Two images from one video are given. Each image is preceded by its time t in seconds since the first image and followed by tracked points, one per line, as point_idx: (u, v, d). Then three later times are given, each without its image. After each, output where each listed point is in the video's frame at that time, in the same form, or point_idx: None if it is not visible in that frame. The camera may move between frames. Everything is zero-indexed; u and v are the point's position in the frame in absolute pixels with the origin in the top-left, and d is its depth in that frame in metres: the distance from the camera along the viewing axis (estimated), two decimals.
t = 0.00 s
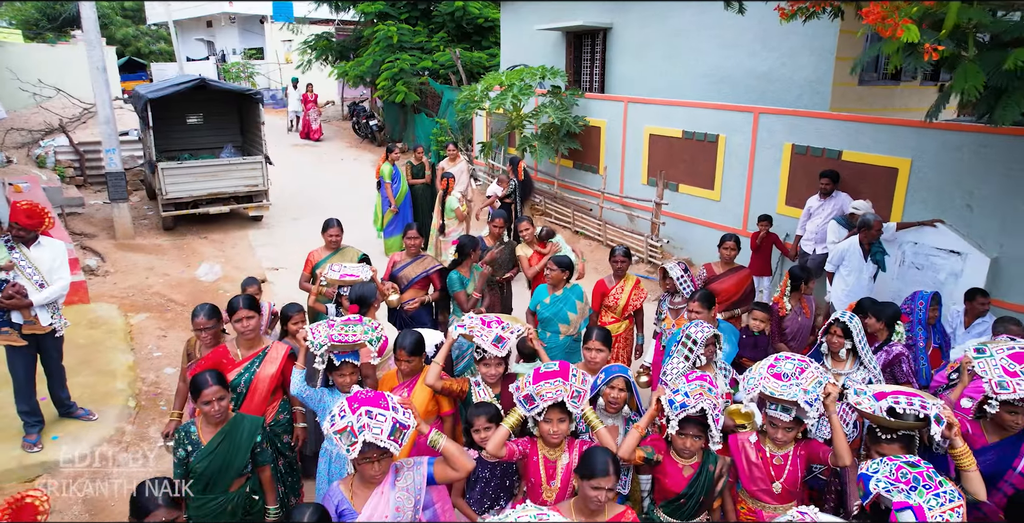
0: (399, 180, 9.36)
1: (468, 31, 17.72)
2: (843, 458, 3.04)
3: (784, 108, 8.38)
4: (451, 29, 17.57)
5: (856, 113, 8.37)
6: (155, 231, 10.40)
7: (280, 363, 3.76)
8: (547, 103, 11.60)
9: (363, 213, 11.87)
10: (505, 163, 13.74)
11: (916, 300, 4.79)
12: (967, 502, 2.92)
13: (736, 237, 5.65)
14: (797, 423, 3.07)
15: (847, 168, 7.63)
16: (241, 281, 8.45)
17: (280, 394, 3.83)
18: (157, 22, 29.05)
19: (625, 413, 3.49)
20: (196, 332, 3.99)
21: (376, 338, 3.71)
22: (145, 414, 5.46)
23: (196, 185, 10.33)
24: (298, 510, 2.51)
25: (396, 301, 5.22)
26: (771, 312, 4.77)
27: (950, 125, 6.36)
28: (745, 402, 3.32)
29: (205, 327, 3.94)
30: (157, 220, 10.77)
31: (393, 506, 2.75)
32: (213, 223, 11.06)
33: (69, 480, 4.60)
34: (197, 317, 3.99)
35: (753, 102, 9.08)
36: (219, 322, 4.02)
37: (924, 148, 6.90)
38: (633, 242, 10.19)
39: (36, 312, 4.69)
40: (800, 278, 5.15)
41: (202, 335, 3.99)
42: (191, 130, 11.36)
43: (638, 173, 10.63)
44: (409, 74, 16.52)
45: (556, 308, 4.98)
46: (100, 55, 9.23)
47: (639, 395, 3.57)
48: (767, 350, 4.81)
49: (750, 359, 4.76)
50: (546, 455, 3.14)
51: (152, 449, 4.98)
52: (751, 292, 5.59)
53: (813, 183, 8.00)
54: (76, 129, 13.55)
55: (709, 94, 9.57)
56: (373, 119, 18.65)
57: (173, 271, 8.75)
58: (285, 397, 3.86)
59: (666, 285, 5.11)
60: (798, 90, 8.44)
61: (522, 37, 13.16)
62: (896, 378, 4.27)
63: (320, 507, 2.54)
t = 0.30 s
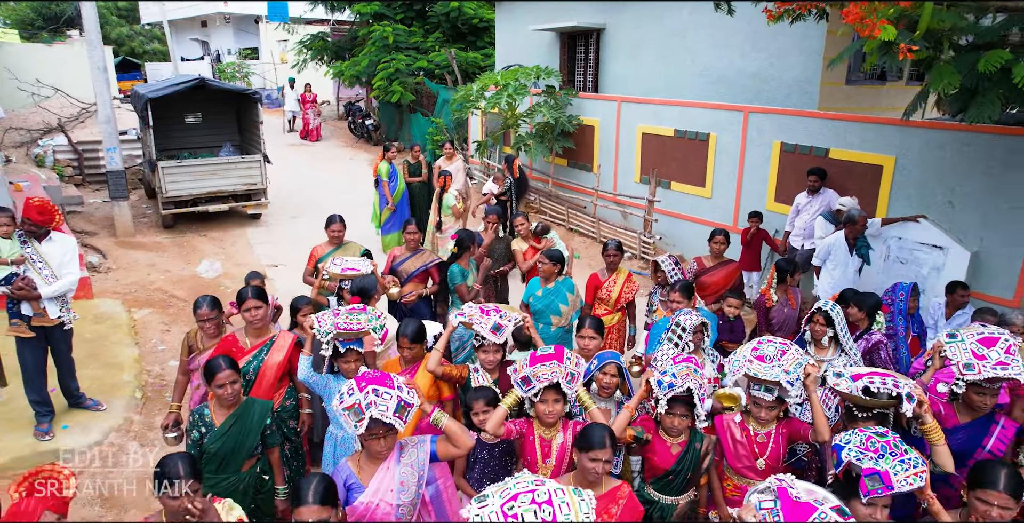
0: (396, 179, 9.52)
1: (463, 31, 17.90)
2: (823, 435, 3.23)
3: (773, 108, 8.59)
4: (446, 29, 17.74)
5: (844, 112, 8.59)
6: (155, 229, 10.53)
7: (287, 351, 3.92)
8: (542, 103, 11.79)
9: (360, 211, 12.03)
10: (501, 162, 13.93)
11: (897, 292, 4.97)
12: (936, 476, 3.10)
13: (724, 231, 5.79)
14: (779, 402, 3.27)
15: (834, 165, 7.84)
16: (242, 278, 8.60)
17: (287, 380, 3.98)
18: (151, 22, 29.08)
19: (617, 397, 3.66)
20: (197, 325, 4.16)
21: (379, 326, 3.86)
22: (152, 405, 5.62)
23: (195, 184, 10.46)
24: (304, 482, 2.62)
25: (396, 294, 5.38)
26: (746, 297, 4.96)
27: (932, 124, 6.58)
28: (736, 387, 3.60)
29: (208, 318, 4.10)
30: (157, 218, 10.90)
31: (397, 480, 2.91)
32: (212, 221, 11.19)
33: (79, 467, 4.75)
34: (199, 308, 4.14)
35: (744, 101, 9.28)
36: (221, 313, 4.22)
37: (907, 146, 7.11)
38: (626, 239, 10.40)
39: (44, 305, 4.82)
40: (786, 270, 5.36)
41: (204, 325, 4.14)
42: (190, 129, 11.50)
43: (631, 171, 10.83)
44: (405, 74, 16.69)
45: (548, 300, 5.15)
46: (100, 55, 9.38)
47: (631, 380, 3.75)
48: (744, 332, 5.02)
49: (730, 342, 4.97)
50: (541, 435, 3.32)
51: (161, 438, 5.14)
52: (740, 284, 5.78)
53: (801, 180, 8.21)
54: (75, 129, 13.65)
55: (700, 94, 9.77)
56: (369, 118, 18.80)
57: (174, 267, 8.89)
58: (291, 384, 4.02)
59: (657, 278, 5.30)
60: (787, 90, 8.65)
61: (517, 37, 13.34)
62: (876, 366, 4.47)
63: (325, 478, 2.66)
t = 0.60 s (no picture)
0: (394, 177, 9.59)
1: (459, 31, 18.03)
2: (806, 414, 3.42)
3: (764, 107, 8.75)
4: (443, 29, 17.86)
5: (833, 111, 8.76)
6: (155, 227, 10.64)
7: (293, 341, 4.07)
8: (537, 102, 11.94)
9: (358, 209, 12.16)
10: (497, 161, 14.07)
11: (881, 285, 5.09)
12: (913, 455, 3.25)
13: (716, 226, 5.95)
14: (765, 386, 3.43)
15: (823, 163, 8.01)
16: (243, 275, 8.73)
17: (292, 371, 4.13)
18: (146, 22, 29.08)
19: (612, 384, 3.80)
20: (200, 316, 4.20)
21: (382, 316, 4.01)
22: (158, 397, 5.75)
23: (194, 182, 10.56)
24: (310, 458, 2.70)
25: (396, 288, 5.51)
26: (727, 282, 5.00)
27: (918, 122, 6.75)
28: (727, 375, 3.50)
29: (212, 311, 4.19)
30: (157, 216, 11.01)
31: (400, 461, 3.06)
32: (212, 219, 11.32)
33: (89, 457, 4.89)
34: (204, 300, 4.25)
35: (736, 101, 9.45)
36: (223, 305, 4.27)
37: (894, 144, 7.28)
38: (621, 236, 10.58)
39: (52, 299, 4.92)
40: (775, 264, 5.53)
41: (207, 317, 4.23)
42: (190, 129, 11.62)
43: (625, 169, 11.00)
44: (401, 74, 16.81)
45: (544, 293, 5.30)
46: (101, 56, 9.50)
47: (624, 368, 3.89)
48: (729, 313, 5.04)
49: (715, 323, 5.01)
50: (538, 419, 3.47)
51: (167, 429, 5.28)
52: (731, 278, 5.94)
53: (791, 177, 8.38)
54: (74, 128, 13.74)
55: (694, 93, 9.93)
56: (365, 118, 18.92)
57: (175, 264, 9.02)
58: (296, 373, 4.17)
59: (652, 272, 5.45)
60: (779, 89, 8.81)
61: (512, 37, 13.47)
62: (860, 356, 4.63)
63: (330, 454, 2.74)
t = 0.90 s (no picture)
0: (392, 175, 9.76)
1: (454, 32, 18.25)
2: (787, 393, 3.61)
3: (753, 106, 8.99)
4: (438, 30, 18.08)
5: (821, 109, 9.00)
6: (156, 225, 10.79)
7: (299, 328, 4.26)
8: (532, 101, 12.16)
9: (355, 207, 12.35)
10: (492, 159, 14.29)
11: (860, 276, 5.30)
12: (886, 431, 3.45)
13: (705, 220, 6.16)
14: (747, 367, 3.65)
15: (810, 160, 8.25)
16: (244, 271, 8.91)
17: (298, 358, 4.33)
18: (141, 22, 29.13)
19: (604, 368, 4.00)
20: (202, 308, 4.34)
21: (385, 304, 4.21)
22: (165, 387, 5.93)
23: (194, 180, 10.71)
24: (318, 429, 2.88)
25: (396, 280, 5.70)
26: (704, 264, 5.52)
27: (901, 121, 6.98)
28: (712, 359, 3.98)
29: (215, 302, 4.32)
30: (157, 214, 11.16)
31: (405, 436, 3.26)
32: (212, 217, 11.47)
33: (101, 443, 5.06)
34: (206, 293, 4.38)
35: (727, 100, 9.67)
36: (226, 297, 4.44)
37: (878, 142, 7.51)
38: (614, 233, 10.81)
39: (64, 291, 5.08)
40: (761, 257, 5.76)
41: (210, 309, 4.35)
42: (190, 128, 11.78)
43: (618, 167, 11.22)
44: (397, 74, 17.00)
45: (539, 285, 5.51)
46: (103, 56, 9.66)
47: (616, 353, 4.09)
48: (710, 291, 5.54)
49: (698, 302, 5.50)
50: (534, 399, 3.66)
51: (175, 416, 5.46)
52: (719, 271, 6.17)
53: (779, 174, 8.61)
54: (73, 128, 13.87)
55: (686, 93, 10.16)
56: (361, 117, 19.10)
57: (177, 261, 9.18)
58: (302, 360, 4.37)
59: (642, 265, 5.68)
60: (768, 89, 9.04)
61: (507, 38, 13.68)
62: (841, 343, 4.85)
63: (337, 427, 2.92)
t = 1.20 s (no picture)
0: (389, 172, 9.99)
1: (449, 32, 18.48)
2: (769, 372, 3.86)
3: (742, 105, 9.23)
4: (433, 30, 18.29)
5: (807, 108, 9.25)
6: (157, 222, 10.96)
7: (306, 315, 4.48)
8: (526, 101, 12.39)
9: (353, 205, 12.56)
10: (487, 158, 14.51)
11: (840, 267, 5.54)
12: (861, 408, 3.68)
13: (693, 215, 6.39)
14: (730, 348, 3.89)
15: (797, 157, 8.50)
16: (246, 267, 9.11)
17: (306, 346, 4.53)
18: (136, 22, 29.22)
19: (597, 352, 4.22)
20: (202, 300, 4.59)
21: (388, 292, 4.42)
22: (173, 377, 6.13)
23: (195, 178, 10.91)
24: (328, 403, 3.09)
25: (397, 272, 5.92)
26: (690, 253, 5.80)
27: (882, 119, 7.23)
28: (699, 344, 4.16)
29: (214, 294, 4.55)
30: (157, 212, 11.34)
31: (409, 413, 3.48)
32: (212, 214, 11.65)
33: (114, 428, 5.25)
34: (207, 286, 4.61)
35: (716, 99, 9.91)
36: (225, 290, 4.64)
37: (861, 140, 7.77)
38: (607, 229, 11.05)
39: (77, 283, 5.28)
40: (747, 249, 6.01)
41: (210, 301, 4.60)
42: (189, 127, 11.96)
43: (611, 165, 11.46)
44: (393, 73, 17.21)
45: (534, 276, 5.73)
46: (106, 56, 9.85)
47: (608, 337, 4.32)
48: (697, 281, 5.88)
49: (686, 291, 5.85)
50: (530, 380, 3.89)
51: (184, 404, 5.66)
52: (707, 264, 6.42)
53: (767, 170, 8.86)
54: (72, 127, 14.04)
55: (676, 92, 10.40)
56: (357, 117, 19.31)
57: (179, 257, 9.37)
58: (309, 347, 4.58)
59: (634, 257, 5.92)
60: (756, 88, 9.29)
61: (502, 38, 13.91)
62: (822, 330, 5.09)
63: (345, 401, 3.13)
